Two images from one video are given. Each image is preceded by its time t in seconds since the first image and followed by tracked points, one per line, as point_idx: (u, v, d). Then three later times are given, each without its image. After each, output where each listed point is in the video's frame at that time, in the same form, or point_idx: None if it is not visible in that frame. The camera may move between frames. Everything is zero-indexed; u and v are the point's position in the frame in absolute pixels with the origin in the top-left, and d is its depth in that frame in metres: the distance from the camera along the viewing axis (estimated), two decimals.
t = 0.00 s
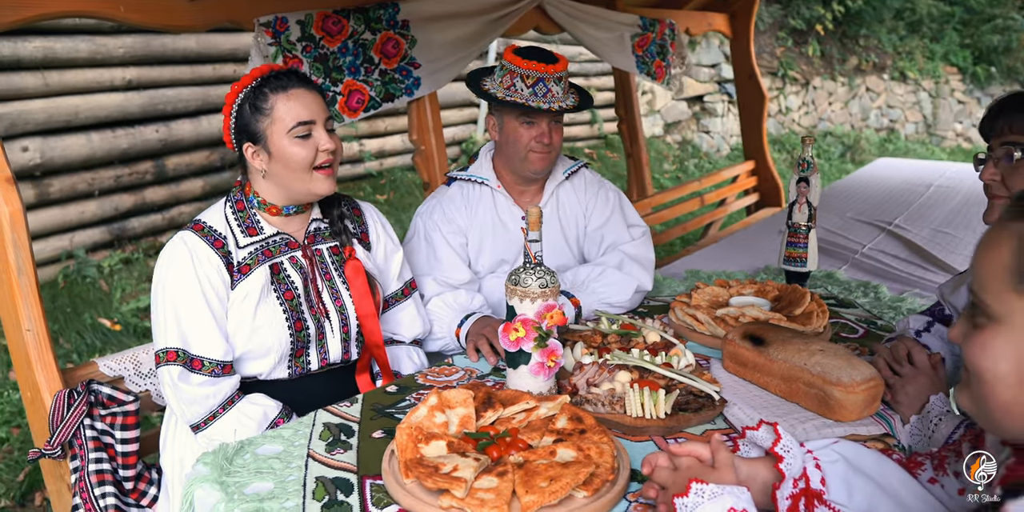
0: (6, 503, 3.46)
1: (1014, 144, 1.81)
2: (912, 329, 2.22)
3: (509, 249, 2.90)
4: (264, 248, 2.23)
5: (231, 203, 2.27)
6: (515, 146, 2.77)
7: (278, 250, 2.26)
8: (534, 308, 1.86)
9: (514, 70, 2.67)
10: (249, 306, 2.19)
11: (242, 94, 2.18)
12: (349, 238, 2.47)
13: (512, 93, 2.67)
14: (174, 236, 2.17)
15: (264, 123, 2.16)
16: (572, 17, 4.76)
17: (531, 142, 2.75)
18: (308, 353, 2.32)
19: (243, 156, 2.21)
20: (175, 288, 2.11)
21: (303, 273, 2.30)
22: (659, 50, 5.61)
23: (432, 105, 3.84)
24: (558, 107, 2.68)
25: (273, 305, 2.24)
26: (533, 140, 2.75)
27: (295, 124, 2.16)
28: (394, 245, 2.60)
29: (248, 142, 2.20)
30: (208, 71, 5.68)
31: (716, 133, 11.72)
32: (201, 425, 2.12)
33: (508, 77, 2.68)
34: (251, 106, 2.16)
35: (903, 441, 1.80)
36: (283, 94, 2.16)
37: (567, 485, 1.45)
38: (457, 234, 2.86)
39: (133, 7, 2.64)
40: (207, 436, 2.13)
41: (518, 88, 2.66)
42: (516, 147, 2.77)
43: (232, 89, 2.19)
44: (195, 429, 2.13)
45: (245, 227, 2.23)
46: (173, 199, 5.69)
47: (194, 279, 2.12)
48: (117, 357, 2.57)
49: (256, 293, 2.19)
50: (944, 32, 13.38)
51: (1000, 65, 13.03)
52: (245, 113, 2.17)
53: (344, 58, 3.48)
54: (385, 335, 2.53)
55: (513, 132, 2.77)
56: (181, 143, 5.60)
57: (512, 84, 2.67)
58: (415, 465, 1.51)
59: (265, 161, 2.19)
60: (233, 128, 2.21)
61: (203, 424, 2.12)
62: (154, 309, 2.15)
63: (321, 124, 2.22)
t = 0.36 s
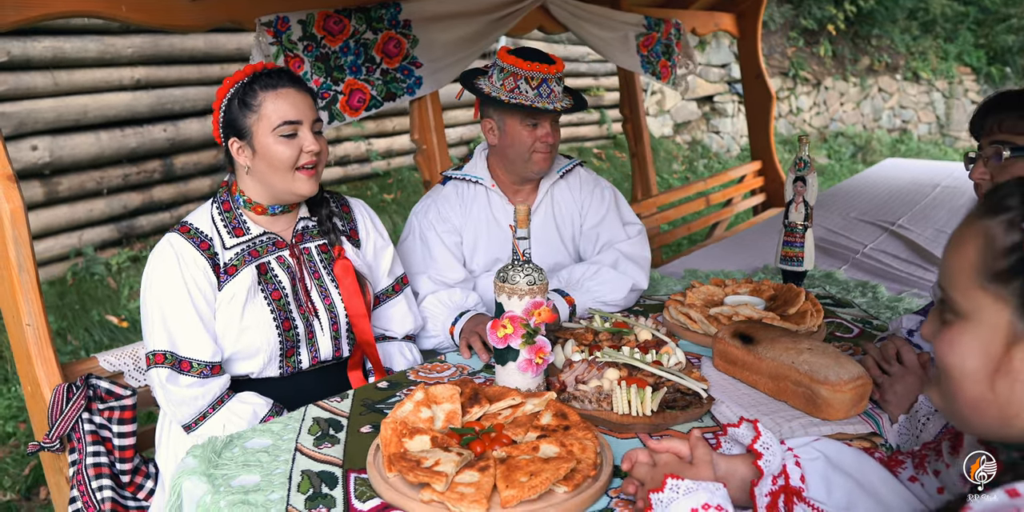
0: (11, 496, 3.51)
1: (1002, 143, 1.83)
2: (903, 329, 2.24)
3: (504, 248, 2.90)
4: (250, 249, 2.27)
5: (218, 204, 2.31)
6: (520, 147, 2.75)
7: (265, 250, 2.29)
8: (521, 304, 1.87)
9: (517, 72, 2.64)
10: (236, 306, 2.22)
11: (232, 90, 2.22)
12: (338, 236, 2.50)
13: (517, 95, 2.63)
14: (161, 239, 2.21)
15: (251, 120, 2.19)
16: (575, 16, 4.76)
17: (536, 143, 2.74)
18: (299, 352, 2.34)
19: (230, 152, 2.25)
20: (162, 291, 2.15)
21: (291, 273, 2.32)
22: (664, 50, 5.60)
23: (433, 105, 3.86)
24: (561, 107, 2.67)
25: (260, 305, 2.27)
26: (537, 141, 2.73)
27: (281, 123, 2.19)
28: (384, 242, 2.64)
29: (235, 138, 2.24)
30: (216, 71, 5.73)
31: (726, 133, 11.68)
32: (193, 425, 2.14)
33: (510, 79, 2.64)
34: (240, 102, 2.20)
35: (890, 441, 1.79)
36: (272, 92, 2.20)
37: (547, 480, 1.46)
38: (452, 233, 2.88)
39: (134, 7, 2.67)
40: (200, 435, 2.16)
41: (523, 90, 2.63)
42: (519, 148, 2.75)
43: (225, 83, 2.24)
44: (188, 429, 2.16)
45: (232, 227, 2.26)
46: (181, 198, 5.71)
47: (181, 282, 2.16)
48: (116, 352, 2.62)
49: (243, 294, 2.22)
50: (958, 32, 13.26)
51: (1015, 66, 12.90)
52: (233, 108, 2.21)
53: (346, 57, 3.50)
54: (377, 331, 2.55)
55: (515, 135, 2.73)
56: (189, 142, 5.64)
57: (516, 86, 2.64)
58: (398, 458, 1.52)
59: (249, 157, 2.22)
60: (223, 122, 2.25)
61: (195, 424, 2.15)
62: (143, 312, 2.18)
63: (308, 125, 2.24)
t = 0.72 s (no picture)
0: (10, 491, 3.54)
1: (983, 143, 1.91)
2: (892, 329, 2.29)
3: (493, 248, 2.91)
4: (229, 250, 2.32)
5: (197, 205, 2.36)
6: (511, 150, 2.76)
7: (244, 251, 2.34)
8: (503, 302, 1.89)
9: (505, 77, 2.65)
10: (215, 307, 2.27)
11: (217, 88, 2.29)
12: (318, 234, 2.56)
13: (506, 99, 2.66)
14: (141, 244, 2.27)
15: (232, 120, 2.26)
16: (572, 16, 4.76)
17: (527, 145, 2.76)
18: (282, 352, 2.40)
19: (210, 150, 2.32)
20: (141, 295, 2.21)
21: (271, 272, 2.38)
22: (664, 50, 5.59)
23: (429, 104, 3.88)
24: (549, 108, 2.71)
25: (240, 305, 2.32)
26: (528, 143, 2.75)
27: (262, 124, 2.27)
28: (367, 238, 2.69)
29: (215, 136, 2.30)
30: (218, 70, 5.75)
31: (730, 133, 11.65)
32: (177, 426, 2.19)
33: (498, 84, 2.66)
34: (222, 101, 2.26)
35: (870, 440, 1.76)
36: (255, 94, 2.27)
37: (522, 475, 1.48)
38: (440, 233, 2.90)
39: (130, 7, 2.69)
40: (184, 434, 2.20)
41: (511, 94, 2.66)
42: (511, 152, 2.76)
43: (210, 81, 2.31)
44: (172, 429, 2.20)
45: (211, 228, 2.32)
46: (184, 197, 5.70)
47: (160, 284, 2.21)
48: (111, 349, 2.63)
49: (222, 295, 2.28)
50: (964, 33, 13.21)
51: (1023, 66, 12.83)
52: (216, 108, 2.28)
53: (341, 57, 3.53)
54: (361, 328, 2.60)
55: (504, 137, 2.75)
56: (190, 141, 5.66)
57: (505, 91, 2.66)
58: (375, 453, 1.54)
59: (228, 156, 2.29)
60: (205, 120, 2.31)
61: (179, 424, 2.19)
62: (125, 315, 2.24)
63: (288, 128, 2.32)
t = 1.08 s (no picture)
0: (4, 487, 3.57)
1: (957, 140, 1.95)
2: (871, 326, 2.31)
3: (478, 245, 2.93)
4: (211, 247, 2.36)
5: (179, 203, 2.39)
6: (496, 148, 2.79)
7: (226, 248, 2.38)
8: (481, 297, 1.92)
9: (489, 75, 2.68)
10: (197, 304, 2.31)
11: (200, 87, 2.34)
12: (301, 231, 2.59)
13: (491, 98, 2.69)
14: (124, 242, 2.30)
15: (213, 117, 2.31)
16: (566, 15, 4.77)
17: (512, 143, 2.80)
18: (266, 348, 2.43)
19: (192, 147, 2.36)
20: (124, 292, 2.23)
21: (253, 269, 2.41)
22: (659, 49, 5.61)
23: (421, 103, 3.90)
24: (534, 106, 2.75)
25: (222, 301, 2.35)
26: (512, 140, 2.79)
27: (241, 123, 2.30)
28: (349, 235, 2.74)
29: (197, 133, 2.35)
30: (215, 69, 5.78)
31: (729, 133, 11.65)
32: (160, 421, 2.24)
33: (483, 82, 2.69)
34: (204, 99, 2.31)
35: (845, 435, 1.78)
36: (236, 93, 2.32)
37: (492, 467, 1.50)
38: (427, 232, 2.93)
39: (121, 7, 2.71)
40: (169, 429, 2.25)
41: (496, 92, 2.69)
42: (496, 149, 2.79)
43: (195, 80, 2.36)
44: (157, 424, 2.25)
45: (193, 226, 2.35)
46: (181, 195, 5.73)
47: (142, 282, 2.24)
48: (101, 344, 2.65)
49: (204, 291, 2.31)
50: (966, 33, 13.19)
51: None
52: (198, 106, 2.32)
53: (333, 56, 3.55)
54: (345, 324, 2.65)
55: (489, 135, 2.78)
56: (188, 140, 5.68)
57: (489, 89, 2.69)
58: (349, 445, 1.56)
59: (208, 153, 2.33)
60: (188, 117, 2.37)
61: (163, 419, 2.24)
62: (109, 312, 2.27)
63: (269, 127, 2.35)
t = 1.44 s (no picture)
0: None
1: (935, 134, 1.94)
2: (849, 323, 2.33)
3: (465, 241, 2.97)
4: (200, 243, 2.39)
5: (168, 199, 2.42)
6: (483, 145, 2.81)
7: (215, 244, 2.41)
8: (458, 293, 1.93)
9: (477, 72, 2.70)
10: (185, 298, 2.34)
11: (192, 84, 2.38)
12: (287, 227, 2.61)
13: (479, 94, 2.70)
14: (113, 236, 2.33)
15: (203, 114, 2.34)
16: (559, 15, 4.79)
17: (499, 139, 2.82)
18: (252, 342, 2.46)
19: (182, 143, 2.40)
20: (112, 286, 2.26)
21: (241, 265, 2.45)
22: (654, 49, 5.62)
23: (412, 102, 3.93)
24: (521, 103, 2.76)
25: (209, 296, 2.39)
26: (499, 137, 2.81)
27: (230, 120, 2.34)
28: (336, 233, 2.77)
29: (188, 130, 2.39)
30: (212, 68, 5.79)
31: (729, 133, 11.65)
32: (146, 413, 2.24)
33: (471, 79, 2.70)
34: (195, 96, 2.35)
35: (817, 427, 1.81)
36: (227, 91, 2.35)
37: (463, 458, 1.52)
38: (415, 228, 2.95)
39: (112, 6, 2.73)
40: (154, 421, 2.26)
41: (484, 89, 2.70)
42: (483, 146, 2.81)
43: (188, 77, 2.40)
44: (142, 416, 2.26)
45: (182, 222, 2.39)
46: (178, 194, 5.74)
47: (131, 276, 2.27)
48: (91, 340, 2.70)
49: (192, 286, 2.34)
50: (967, 33, 13.18)
51: None
52: (190, 103, 2.36)
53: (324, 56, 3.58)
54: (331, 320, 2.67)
55: (476, 131, 2.80)
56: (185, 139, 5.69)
57: (477, 86, 2.70)
58: (323, 437, 1.59)
59: (197, 149, 2.36)
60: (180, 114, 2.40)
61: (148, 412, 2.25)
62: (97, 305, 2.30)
63: (256, 127, 2.38)
